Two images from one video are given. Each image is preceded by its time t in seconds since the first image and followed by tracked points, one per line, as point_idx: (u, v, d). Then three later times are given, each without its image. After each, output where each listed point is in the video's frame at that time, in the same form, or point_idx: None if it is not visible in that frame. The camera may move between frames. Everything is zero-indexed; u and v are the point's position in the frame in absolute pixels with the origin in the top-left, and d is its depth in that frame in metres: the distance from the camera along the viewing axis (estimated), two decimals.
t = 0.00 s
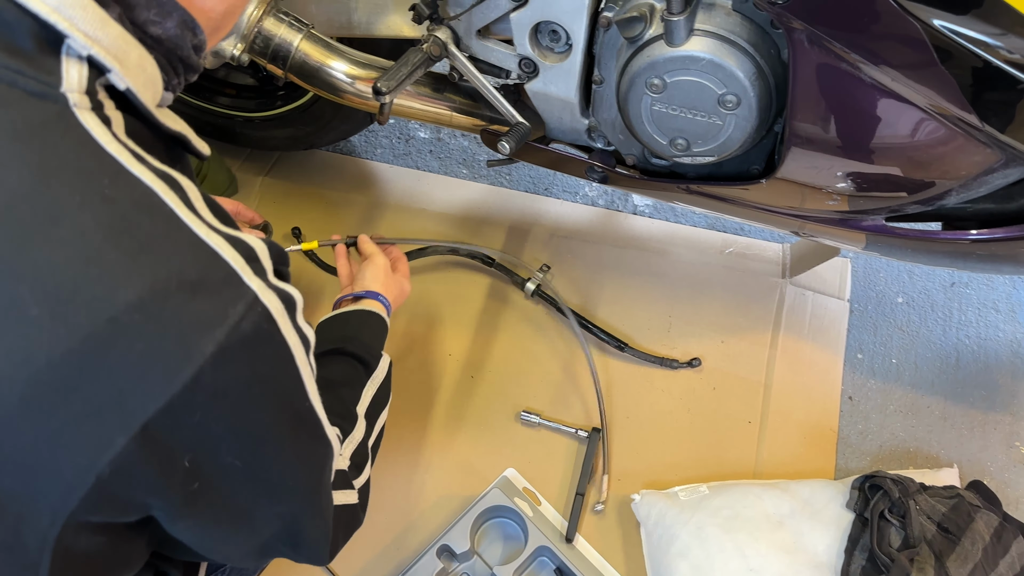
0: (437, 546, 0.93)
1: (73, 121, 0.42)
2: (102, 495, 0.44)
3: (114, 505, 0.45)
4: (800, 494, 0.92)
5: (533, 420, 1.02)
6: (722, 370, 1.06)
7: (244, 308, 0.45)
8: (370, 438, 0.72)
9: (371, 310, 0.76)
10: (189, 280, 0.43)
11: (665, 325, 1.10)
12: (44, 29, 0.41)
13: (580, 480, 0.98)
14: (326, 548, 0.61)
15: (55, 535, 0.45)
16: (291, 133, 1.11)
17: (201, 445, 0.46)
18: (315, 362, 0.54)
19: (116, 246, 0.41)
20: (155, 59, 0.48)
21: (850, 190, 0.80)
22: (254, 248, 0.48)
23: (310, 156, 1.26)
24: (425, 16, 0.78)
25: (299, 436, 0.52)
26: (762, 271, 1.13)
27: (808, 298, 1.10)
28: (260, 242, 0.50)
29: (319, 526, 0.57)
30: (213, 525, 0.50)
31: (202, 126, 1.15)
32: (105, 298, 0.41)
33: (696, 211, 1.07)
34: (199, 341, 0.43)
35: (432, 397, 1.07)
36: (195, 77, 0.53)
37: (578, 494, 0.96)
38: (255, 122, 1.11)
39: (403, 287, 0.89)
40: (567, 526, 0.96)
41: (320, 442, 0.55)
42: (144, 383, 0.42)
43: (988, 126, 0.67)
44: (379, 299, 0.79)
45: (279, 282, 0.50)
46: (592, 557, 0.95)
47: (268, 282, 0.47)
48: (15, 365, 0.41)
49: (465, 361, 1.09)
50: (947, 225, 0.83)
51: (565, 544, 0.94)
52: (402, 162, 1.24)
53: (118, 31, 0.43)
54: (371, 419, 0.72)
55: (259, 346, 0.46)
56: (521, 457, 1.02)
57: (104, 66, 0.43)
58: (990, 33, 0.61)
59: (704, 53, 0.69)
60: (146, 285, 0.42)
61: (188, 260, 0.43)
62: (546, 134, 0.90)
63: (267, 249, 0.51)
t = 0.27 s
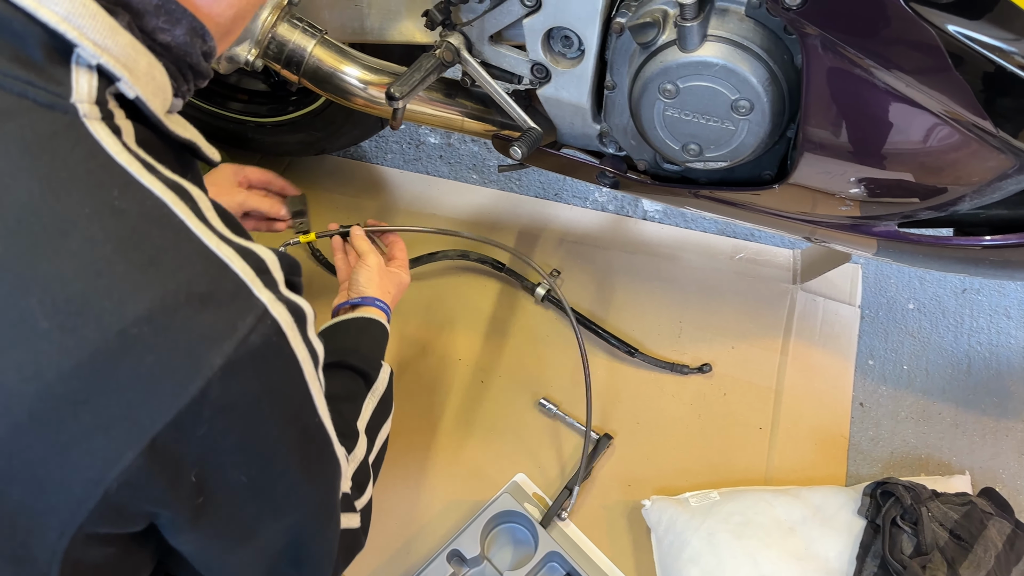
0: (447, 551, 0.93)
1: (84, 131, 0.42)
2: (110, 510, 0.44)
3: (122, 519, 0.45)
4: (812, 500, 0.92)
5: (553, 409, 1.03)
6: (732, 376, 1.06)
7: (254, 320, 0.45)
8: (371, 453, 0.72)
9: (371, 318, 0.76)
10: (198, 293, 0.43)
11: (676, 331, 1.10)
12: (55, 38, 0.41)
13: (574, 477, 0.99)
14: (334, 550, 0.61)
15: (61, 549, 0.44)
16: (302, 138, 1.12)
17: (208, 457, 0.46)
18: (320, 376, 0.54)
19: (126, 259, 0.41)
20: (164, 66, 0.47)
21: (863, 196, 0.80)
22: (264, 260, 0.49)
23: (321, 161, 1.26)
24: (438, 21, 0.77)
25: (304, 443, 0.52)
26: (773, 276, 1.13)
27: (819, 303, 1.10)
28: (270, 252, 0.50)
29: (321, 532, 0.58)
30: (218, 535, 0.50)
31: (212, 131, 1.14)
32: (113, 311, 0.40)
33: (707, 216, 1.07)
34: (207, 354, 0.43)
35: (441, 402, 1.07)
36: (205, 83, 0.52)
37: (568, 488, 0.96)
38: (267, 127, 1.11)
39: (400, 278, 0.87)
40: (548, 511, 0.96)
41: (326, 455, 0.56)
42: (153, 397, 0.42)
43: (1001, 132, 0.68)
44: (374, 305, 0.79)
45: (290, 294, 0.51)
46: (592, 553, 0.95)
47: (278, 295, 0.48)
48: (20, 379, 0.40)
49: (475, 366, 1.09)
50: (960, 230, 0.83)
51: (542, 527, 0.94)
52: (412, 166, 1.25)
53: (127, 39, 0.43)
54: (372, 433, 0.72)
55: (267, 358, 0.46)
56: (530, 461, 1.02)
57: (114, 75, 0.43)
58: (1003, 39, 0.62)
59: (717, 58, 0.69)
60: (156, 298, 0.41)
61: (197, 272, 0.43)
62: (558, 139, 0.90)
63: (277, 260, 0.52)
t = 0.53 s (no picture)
0: (451, 555, 0.92)
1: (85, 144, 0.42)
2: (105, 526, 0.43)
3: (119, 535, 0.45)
4: (817, 505, 0.91)
5: (560, 409, 1.03)
6: (737, 380, 1.06)
7: (252, 337, 0.45)
8: (375, 480, 0.71)
9: (389, 340, 0.75)
10: (195, 309, 0.43)
11: (680, 334, 1.10)
12: (56, 48, 0.41)
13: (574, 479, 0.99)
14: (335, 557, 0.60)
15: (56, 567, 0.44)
16: (309, 141, 1.12)
17: (205, 474, 0.46)
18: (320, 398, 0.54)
19: (123, 274, 0.41)
20: (166, 76, 0.48)
21: (869, 201, 0.80)
22: (266, 276, 0.49)
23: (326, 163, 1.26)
24: (444, 25, 0.77)
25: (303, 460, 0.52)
26: (778, 281, 1.12)
27: (824, 308, 1.10)
28: (272, 269, 0.51)
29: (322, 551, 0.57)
30: (215, 553, 0.50)
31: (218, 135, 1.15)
32: (110, 326, 0.41)
33: (711, 220, 1.07)
34: (204, 370, 0.43)
35: (446, 406, 1.07)
36: (211, 91, 0.54)
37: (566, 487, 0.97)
38: (273, 130, 1.12)
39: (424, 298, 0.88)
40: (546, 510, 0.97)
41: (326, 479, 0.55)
42: (149, 413, 0.42)
43: (1007, 136, 0.68)
44: (397, 327, 0.79)
45: (292, 310, 0.51)
46: (592, 553, 0.96)
47: (277, 311, 0.48)
48: (18, 393, 0.40)
49: (479, 369, 1.09)
50: (965, 235, 0.83)
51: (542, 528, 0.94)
52: (417, 170, 1.25)
53: (128, 49, 0.44)
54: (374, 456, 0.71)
55: (266, 376, 0.46)
56: (533, 465, 1.02)
57: (115, 85, 0.44)
58: (1008, 43, 0.62)
59: (723, 62, 0.70)
60: (153, 313, 0.42)
61: (196, 288, 0.43)
62: (563, 143, 0.90)
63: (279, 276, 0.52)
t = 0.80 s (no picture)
0: (450, 555, 0.92)
1: (75, 151, 0.42)
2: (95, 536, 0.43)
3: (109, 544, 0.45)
4: (817, 507, 0.91)
5: (559, 410, 1.03)
6: (737, 381, 1.06)
7: (243, 346, 0.45)
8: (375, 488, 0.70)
9: (398, 340, 0.75)
10: (187, 318, 0.43)
11: (680, 335, 1.09)
12: (46, 52, 0.41)
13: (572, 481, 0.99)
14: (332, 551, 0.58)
15: None
16: (308, 142, 1.12)
17: (195, 484, 0.46)
18: (314, 408, 0.54)
19: (115, 283, 0.41)
20: (159, 80, 0.48)
21: (868, 200, 0.80)
22: (258, 283, 0.48)
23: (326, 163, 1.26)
24: (443, 25, 0.78)
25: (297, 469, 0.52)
26: (778, 282, 1.12)
27: (825, 308, 1.09)
28: (266, 276, 0.50)
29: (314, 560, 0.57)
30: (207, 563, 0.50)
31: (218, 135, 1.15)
32: (101, 337, 0.41)
33: (711, 221, 1.07)
34: (195, 381, 0.43)
35: (444, 406, 1.06)
36: (207, 94, 0.54)
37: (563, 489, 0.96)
38: (273, 130, 1.12)
39: (435, 294, 0.88)
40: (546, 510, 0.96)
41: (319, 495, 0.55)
42: (139, 423, 0.42)
43: (1007, 135, 0.67)
44: (406, 327, 0.79)
45: (285, 318, 0.50)
46: (589, 552, 0.96)
47: (270, 319, 0.48)
48: (9, 401, 0.40)
49: (478, 369, 1.09)
50: (966, 235, 0.83)
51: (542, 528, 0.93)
52: (418, 170, 1.25)
53: (120, 54, 0.44)
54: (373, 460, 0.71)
55: (258, 386, 0.46)
56: (532, 467, 1.01)
57: (106, 91, 0.43)
58: (1009, 43, 0.61)
59: (722, 62, 0.69)
60: (145, 322, 0.42)
61: (187, 298, 0.43)
62: (562, 143, 0.90)
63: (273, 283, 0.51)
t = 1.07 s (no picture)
0: (447, 554, 0.92)
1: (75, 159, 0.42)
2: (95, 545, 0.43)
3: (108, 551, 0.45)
4: (814, 506, 0.91)
5: (557, 410, 1.03)
6: (734, 380, 1.06)
7: (243, 357, 0.45)
8: (370, 492, 0.70)
9: (396, 340, 0.75)
10: (187, 329, 0.43)
11: (678, 334, 1.10)
12: (54, 63, 0.41)
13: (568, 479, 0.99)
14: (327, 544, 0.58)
15: None
16: (307, 141, 1.13)
17: (195, 494, 0.46)
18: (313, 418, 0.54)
19: (117, 293, 0.41)
20: (164, 91, 0.48)
21: (864, 199, 0.80)
22: (259, 293, 0.49)
23: (325, 163, 1.26)
24: (439, 24, 0.78)
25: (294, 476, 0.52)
26: (776, 281, 1.12)
27: (822, 308, 1.10)
28: (268, 287, 0.51)
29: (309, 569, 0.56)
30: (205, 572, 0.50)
31: (219, 134, 1.16)
32: (102, 347, 0.41)
33: (709, 220, 1.07)
34: (195, 392, 0.43)
35: (442, 406, 1.07)
36: (210, 103, 0.54)
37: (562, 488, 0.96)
38: (271, 130, 1.12)
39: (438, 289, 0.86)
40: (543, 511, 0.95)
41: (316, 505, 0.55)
42: (139, 432, 0.42)
43: (1003, 135, 0.68)
44: (402, 325, 0.78)
45: (284, 327, 0.51)
46: (587, 552, 0.96)
47: (270, 331, 0.48)
48: (8, 410, 0.40)
49: (476, 369, 1.09)
50: (962, 234, 0.83)
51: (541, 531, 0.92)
52: (416, 170, 1.26)
53: (127, 65, 0.44)
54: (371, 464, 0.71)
55: (257, 396, 0.47)
56: (530, 468, 1.01)
57: (112, 101, 0.44)
58: (1006, 41, 0.62)
59: (717, 61, 0.69)
60: (146, 333, 0.42)
61: (188, 308, 0.44)
62: (559, 142, 0.90)
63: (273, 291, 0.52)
